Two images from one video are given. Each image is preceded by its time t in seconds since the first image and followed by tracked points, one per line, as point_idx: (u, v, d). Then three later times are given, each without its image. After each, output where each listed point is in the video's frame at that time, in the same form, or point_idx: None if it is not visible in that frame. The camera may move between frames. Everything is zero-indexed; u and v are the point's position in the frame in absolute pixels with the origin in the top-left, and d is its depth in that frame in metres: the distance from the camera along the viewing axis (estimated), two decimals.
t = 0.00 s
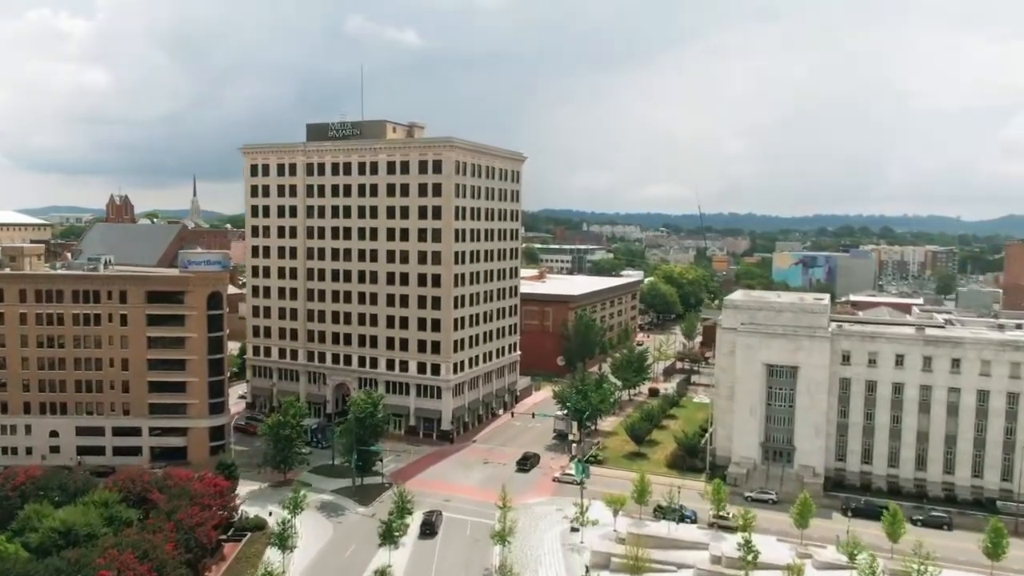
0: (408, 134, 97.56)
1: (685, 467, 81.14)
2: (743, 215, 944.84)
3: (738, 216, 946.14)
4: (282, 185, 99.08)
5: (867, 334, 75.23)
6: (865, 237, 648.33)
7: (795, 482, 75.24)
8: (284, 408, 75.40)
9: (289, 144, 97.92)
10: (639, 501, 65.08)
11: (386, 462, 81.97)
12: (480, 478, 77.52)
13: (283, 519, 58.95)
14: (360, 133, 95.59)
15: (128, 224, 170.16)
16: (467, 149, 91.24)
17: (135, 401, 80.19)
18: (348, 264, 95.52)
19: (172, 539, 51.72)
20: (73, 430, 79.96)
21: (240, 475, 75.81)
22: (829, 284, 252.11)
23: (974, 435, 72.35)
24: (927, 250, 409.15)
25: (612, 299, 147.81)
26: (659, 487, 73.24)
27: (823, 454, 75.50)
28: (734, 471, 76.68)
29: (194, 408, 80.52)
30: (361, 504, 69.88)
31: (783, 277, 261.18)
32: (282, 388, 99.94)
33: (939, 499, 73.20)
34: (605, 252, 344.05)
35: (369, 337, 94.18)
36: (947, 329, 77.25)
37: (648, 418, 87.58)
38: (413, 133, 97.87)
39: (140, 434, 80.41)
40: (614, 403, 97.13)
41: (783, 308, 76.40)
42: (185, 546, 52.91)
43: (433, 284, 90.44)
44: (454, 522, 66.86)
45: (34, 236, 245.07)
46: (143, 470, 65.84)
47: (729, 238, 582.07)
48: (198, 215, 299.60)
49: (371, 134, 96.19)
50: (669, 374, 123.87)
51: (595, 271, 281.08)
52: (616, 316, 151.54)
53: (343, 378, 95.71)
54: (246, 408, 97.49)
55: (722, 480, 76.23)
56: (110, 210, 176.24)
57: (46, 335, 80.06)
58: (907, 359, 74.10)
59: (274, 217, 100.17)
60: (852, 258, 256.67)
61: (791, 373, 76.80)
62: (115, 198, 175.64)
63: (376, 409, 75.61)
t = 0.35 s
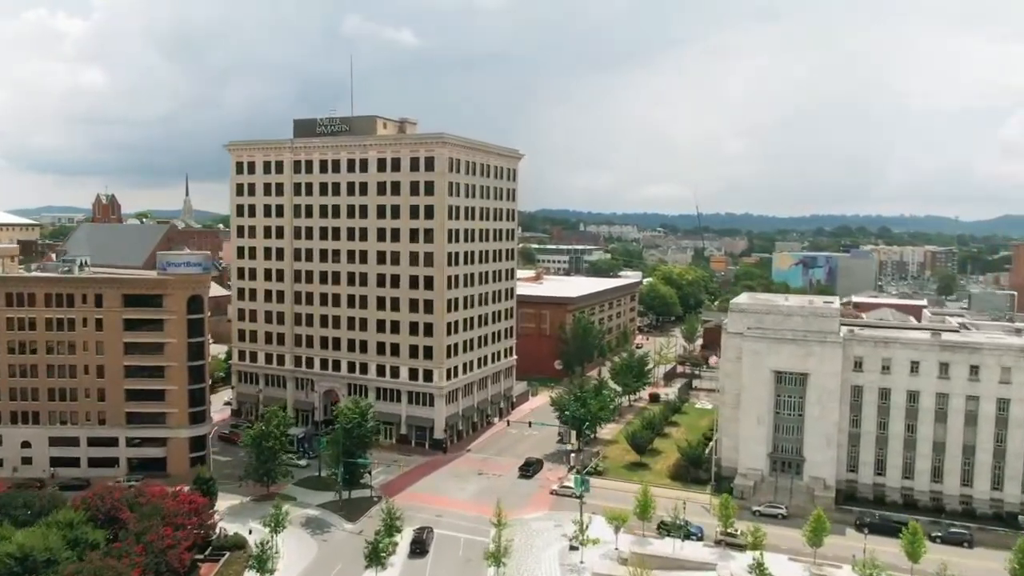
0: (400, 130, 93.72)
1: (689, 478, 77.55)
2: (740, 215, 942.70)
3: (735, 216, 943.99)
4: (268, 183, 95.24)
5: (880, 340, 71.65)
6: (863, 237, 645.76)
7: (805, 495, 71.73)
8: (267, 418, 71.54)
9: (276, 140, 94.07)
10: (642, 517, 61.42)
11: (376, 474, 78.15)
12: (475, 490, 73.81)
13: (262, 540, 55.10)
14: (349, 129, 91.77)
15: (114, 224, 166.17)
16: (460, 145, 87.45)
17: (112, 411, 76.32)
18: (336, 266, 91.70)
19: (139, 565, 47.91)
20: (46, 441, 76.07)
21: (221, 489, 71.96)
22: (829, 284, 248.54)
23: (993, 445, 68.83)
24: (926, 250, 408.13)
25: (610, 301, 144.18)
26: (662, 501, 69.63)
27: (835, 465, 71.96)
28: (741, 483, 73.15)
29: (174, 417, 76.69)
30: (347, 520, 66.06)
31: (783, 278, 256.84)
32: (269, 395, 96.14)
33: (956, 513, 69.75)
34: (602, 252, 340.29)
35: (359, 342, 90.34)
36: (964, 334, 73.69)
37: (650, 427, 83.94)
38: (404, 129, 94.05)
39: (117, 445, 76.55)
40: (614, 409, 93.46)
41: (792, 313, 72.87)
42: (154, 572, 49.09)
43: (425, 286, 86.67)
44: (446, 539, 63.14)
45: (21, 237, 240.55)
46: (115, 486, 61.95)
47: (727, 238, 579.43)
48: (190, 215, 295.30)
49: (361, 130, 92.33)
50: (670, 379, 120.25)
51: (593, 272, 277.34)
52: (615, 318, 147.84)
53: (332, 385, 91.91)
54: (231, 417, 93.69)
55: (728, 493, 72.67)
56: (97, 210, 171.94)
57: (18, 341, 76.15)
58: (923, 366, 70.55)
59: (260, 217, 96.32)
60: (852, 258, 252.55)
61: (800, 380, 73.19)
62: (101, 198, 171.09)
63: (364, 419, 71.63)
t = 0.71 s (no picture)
0: (391, 126, 90.25)
1: (693, 489, 74.28)
2: (737, 216, 940.42)
3: (732, 216, 941.29)
4: (255, 181, 91.72)
5: (893, 345, 68.43)
6: (861, 237, 643.92)
7: (814, 508, 68.48)
8: (250, 428, 68.14)
9: (263, 137, 90.57)
10: (644, 533, 58.08)
11: (365, 485, 74.67)
12: (469, 503, 70.46)
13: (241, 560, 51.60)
14: (339, 125, 88.28)
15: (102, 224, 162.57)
16: (454, 142, 84.10)
17: (88, 419, 72.78)
18: (325, 267, 88.26)
19: None
20: (19, 451, 72.48)
21: (201, 502, 68.39)
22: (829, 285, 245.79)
23: (1012, 455, 65.68)
24: (923, 250, 407.77)
25: (609, 303, 140.99)
26: (665, 515, 66.37)
27: (845, 476, 68.72)
28: (747, 495, 69.86)
29: (153, 426, 73.20)
30: (334, 536, 62.57)
31: (783, 279, 254.61)
32: (255, 402, 92.64)
33: (973, 527, 66.62)
34: (599, 253, 337.06)
35: (348, 347, 86.93)
36: (980, 339, 70.52)
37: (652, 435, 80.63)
38: (396, 125, 90.59)
39: (94, 455, 73.01)
40: (614, 416, 90.15)
41: (800, 316, 69.61)
42: None
43: (417, 289, 83.29)
44: (438, 557, 59.80)
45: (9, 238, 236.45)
46: (87, 501, 58.36)
47: (725, 238, 576.79)
48: (182, 215, 291.35)
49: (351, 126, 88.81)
50: (670, 384, 116.96)
51: (590, 273, 274.04)
52: (614, 320, 144.56)
53: (321, 391, 88.49)
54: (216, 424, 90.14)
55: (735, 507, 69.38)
56: (83, 209, 168.51)
57: None
58: (938, 372, 67.37)
59: (247, 217, 92.79)
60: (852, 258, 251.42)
61: (809, 387, 69.93)
62: (88, 199, 167.73)
63: (352, 429, 68.14)
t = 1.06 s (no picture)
0: (381, 122, 86.40)
1: (698, 503, 70.54)
2: (734, 215, 937.96)
3: (729, 216, 938.71)
4: (238, 179, 87.77)
5: (909, 352, 64.80)
6: (858, 237, 642.22)
7: (826, 524, 64.90)
8: (228, 441, 64.34)
9: (246, 133, 86.60)
10: (647, 554, 54.17)
11: (352, 499, 70.72)
12: (461, 518, 66.64)
13: None
14: (326, 120, 84.39)
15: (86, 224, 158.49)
16: (446, 137, 80.31)
17: (58, 431, 68.78)
18: (311, 269, 84.38)
19: None
20: None
21: (177, 520, 64.49)
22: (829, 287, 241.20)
23: None
24: (922, 250, 405.14)
25: (607, 306, 137.47)
26: (670, 533, 62.75)
27: (859, 490, 65.19)
28: (755, 511, 66.24)
29: (127, 438, 69.23)
30: (316, 556, 58.54)
31: (783, 279, 250.68)
32: (239, 410, 88.75)
33: (994, 543, 63.10)
34: (596, 253, 333.44)
35: (335, 352, 83.07)
36: (1000, 344, 66.93)
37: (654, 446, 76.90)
38: (385, 120, 86.73)
39: (64, 469, 69.02)
40: (613, 424, 86.38)
41: (810, 321, 66.31)
42: None
43: (408, 292, 79.46)
44: None
45: None
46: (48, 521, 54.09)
47: (721, 238, 573.06)
48: (171, 216, 286.76)
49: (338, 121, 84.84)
50: (671, 389, 113.37)
51: (586, 273, 270.39)
52: (612, 323, 141.07)
53: (307, 399, 84.62)
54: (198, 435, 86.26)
55: (743, 523, 65.81)
56: (67, 209, 164.24)
57: None
58: (957, 381, 63.79)
59: (230, 216, 88.85)
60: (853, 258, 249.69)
61: (820, 396, 66.27)
62: (71, 198, 163.57)
63: (337, 442, 64.17)
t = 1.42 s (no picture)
0: (370, 118, 82.91)
1: (702, 517, 67.30)
2: (728, 215, 935.38)
3: (725, 215, 936.54)
4: (221, 177, 84.21)
5: (925, 359, 61.62)
6: (854, 237, 640.48)
7: (838, 539, 61.74)
8: (206, 453, 60.97)
9: (229, 129, 83.02)
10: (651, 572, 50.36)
11: (339, 513, 67.22)
12: (454, 534, 63.24)
13: None
14: (312, 116, 80.88)
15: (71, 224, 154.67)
16: (438, 133, 76.91)
17: (28, 442, 65.15)
18: (298, 271, 80.89)
19: None
20: None
21: (152, 537, 60.98)
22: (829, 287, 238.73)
23: None
24: (920, 250, 402.87)
25: (604, 308, 134.18)
26: (678, 552, 59.75)
27: (872, 504, 62.03)
28: (763, 526, 63.04)
29: (101, 450, 65.66)
30: None
31: (782, 280, 248.65)
32: (223, 418, 85.23)
33: (1014, 560, 60.00)
34: (592, 254, 330.11)
35: (323, 358, 79.59)
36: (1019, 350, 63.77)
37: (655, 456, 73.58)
38: (375, 116, 83.27)
39: (34, 482, 65.39)
40: (613, 432, 83.05)
41: (820, 326, 62.94)
42: None
43: (398, 295, 76.04)
44: None
45: None
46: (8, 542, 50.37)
47: (718, 238, 570.44)
48: (162, 216, 282.72)
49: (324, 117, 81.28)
50: (671, 394, 110.10)
51: (583, 274, 267.09)
52: (610, 325, 137.85)
53: (294, 406, 81.14)
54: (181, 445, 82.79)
55: (751, 539, 62.77)
56: (52, 209, 160.48)
57: None
58: (975, 389, 60.64)
59: (213, 216, 85.29)
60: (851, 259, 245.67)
61: (830, 404, 63.04)
62: (55, 198, 159.78)
63: (321, 454, 60.59)
